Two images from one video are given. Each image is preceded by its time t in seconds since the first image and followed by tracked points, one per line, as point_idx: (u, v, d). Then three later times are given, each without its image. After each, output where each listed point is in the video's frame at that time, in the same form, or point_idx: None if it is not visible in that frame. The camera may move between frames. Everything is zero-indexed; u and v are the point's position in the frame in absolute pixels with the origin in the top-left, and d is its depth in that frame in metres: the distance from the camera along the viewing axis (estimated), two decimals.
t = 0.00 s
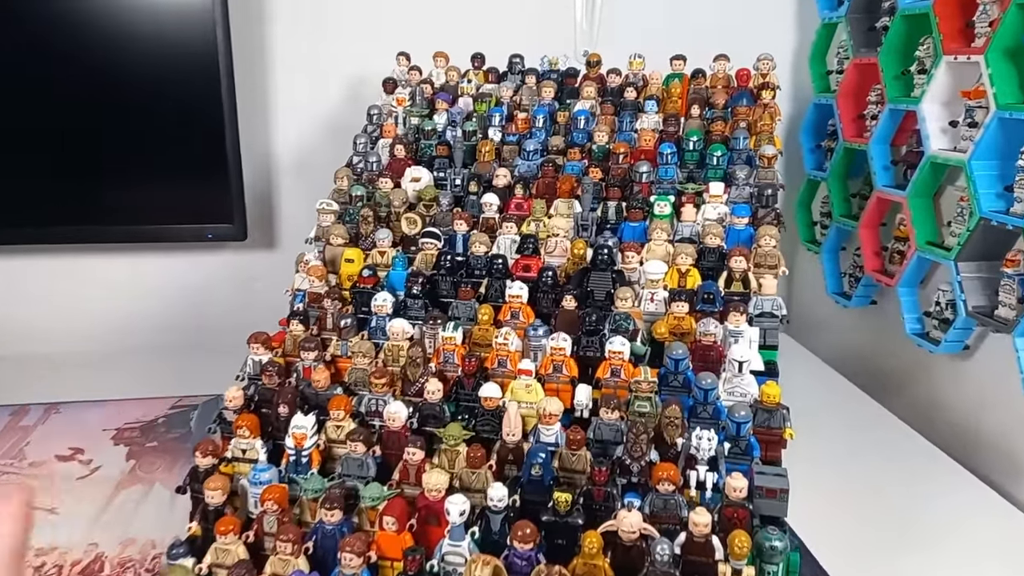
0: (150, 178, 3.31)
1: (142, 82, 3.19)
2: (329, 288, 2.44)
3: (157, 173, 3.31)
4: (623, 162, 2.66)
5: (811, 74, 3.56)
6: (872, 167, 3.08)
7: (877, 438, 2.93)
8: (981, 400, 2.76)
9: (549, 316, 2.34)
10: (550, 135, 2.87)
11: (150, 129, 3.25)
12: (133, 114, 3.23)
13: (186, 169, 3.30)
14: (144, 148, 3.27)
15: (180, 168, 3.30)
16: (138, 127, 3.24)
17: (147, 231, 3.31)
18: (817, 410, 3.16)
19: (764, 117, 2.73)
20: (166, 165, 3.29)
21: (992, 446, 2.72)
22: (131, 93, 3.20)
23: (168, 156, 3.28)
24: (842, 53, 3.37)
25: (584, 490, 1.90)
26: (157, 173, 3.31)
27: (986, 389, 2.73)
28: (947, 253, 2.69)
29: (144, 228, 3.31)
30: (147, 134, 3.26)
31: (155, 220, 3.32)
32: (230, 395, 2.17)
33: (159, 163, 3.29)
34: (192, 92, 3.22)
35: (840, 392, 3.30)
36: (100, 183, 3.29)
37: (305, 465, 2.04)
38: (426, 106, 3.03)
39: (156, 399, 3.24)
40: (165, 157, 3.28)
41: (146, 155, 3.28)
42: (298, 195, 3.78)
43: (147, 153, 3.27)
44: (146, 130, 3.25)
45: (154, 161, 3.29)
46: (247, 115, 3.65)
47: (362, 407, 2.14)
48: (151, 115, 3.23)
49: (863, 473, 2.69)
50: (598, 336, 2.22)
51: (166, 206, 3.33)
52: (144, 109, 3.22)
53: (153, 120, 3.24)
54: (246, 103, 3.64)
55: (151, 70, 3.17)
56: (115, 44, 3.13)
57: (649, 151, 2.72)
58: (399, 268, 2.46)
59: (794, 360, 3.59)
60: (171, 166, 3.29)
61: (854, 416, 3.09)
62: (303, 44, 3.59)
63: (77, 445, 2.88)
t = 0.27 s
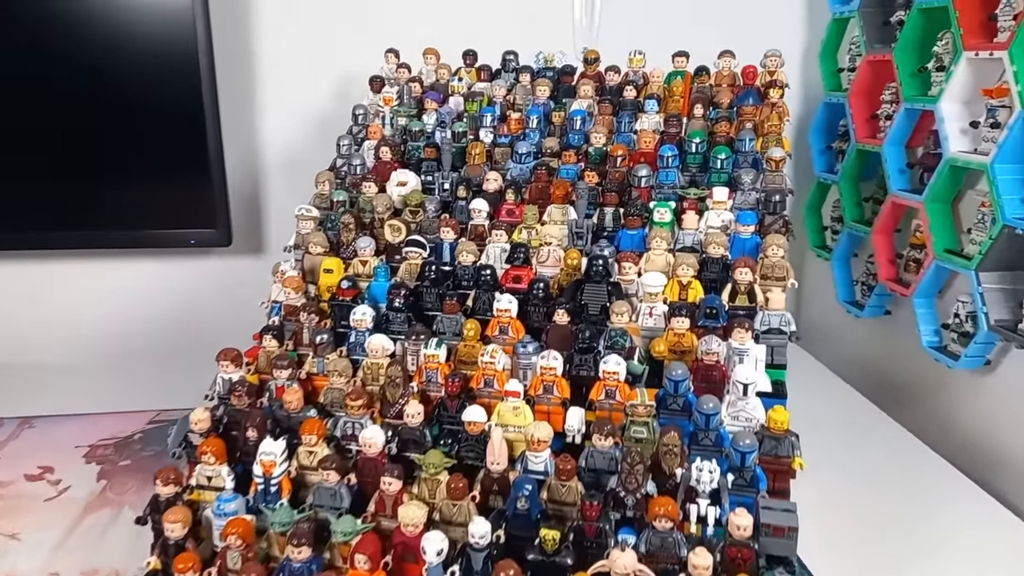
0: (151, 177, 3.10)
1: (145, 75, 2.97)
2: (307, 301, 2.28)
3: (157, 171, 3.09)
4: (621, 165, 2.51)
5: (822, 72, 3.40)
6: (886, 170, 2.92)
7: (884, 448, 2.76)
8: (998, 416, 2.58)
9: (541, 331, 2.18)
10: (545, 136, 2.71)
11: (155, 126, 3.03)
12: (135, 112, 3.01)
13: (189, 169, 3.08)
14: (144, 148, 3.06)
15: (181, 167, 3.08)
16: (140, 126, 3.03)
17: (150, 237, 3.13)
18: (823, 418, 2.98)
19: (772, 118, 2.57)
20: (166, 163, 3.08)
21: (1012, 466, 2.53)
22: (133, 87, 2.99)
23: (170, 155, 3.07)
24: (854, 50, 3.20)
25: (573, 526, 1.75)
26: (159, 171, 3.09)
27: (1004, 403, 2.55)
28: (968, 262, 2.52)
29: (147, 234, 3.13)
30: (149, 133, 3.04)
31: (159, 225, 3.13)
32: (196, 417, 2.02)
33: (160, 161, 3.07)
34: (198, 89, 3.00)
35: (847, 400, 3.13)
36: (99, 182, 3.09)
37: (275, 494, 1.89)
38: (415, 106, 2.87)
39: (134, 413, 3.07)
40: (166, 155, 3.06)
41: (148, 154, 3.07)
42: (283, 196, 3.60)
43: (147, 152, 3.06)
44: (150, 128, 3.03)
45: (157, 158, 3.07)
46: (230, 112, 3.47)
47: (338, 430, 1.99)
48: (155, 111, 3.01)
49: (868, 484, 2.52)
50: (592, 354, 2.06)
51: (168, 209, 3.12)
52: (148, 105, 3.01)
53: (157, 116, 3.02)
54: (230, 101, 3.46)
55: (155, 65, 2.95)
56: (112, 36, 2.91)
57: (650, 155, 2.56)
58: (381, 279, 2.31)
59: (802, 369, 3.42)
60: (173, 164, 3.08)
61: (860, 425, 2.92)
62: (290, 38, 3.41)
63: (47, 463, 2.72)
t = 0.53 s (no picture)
0: (151, 178, 2.72)
1: (156, 65, 2.58)
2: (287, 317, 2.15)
3: (157, 173, 2.72)
4: (622, 174, 2.37)
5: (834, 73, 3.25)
6: (903, 177, 2.77)
7: (896, 455, 2.60)
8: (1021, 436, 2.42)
9: (535, 351, 2.05)
10: (542, 142, 2.58)
11: (159, 123, 2.65)
12: (136, 109, 2.64)
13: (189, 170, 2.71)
14: (144, 148, 2.68)
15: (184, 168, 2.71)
16: (140, 125, 2.66)
17: (148, 245, 2.76)
18: (835, 420, 2.82)
19: (783, 122, 2.43)
20: (169, 164, 2.71)
21: None
22: (137, 79, 2.59)
23: (173, 154, 2.69)
24: (869, 50, 3.06)
25: (567, 565, 1.63)
26: (162, 172, 2.71)
27: None
28: (990, 275, 2.37)
29: (144, 241, 2.76)
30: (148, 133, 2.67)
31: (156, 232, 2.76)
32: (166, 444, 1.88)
33: (161, 162, 2.70)
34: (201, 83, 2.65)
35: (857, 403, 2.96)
36: (91, 183, 2.71)
37: (248, 528, 1.77)
38: (406, 109, 2.74)
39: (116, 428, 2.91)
40: (169, 154, 2.69)
41: (145, 154, 2.69)
42: (273, 203, 3.44)
43: (148, 152, 2.69)
44: (152, 126, 2.66)
45: (152, 159, 2.69)
46: (218, 114, 3.31)
47: (316, 458, 1.87)
48: (159, 105, 2.63)
49: (878, 497, 2.32)
50: (589, 377, 1.92)
51: (169, 215, 2.76)
52: (151, 99, 2.62)
53: (161, 111, 2.64)
54: (217, 102, 3.29)
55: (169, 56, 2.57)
56: (117, 21, 2.52)
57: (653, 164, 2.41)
58: (366, 294, 2.18)
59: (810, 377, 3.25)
60: (178, 165, 2.71)
61: (871, 432, 2.76)
62: (281, 37, 3.27)
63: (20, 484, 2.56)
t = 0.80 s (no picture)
0: (141, 184, 2.64)
1: (148, 68, 2.50)
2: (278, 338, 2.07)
3: (148, 179, 2.64)
4: (625, 189, 2.28)
5: (846, 82, 3.16)
6: (917, 190, 2.68)
7: (906, 477, 2.51)
8: None
9: (535, 375, 1.98)
10: (544, 154, 2.49)
11: (151, 128, 2.58)
12: (123, 119, 2.57)
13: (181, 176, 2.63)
14: (130, 159, 2.61)
15: (176, 174, 2.63)
16: (128, 134, 2.58)
17: (140, 254, 2.69)
18: (844, 442, 2.73)
19: (792, 135, 2.34)
20: (161, 170, 2.63)
21: None
22: (128, 82, 2.52)
23: (165, 160, 2.61)
24: (883, 58, 2.97)
25: None
26: (152, 179, 2.64)
27: None
28: (1009, 294, 2.27)
29: (136, 251, 2.69)
30: (136, 142, 2.59)
31: (145, 244, 2.69)
32: (148, 473, 1.80)
33: (152, 168, 2.62)
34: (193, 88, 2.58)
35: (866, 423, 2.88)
36: (82, 190, 2.63)
37: (231, 563, 1.68)
38: (404, 120, 2.66)
39: (105, 447, 2.84)
40: (161, 160, 2.61)
41: (135, 160, 2.61)
42: (266, 212, 3.37)
43: (132, 164, 2.62)
44: (143, 130, 2.58)
45: (141, 166, 2.62)
46: (213, 122, 3.24)
47: (304, 488, 1.79)
48: (151, 109, 2.56)
49: (895, 530, 2.21)
50: (591, 405, 1.83)
51: (161, 223, 2.68)
52: (143, 103, 2.55)
53: (153, 115, 2.56)
54: (212, 109, 3.22)
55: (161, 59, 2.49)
56: (110, 23, 2.44)
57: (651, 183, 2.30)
58: (359, 314, 2.10)
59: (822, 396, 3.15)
60: (171, 171, 2.63)
61: (880, 452, 2.67)
62: (277, 43, 3.19)
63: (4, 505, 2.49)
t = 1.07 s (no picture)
0: (133, 189, 2.55)
1: (141, 70, 2.42)
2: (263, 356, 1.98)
3: (140, 184, 2.54)
4: (627, 201, 2.19)
5: (856, 89, 3.08)
6: (932, 201, 2.58)
7: (921, 497, 2.40)
8: None
9: (531, 397, 1.89)
10: (543, 164, 2.41)
11: (140, 135, 2.49)
12: (114, 124, 2.49)
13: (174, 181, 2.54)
14: (120, 166, 2.53)
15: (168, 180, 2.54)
16: (119, 141, 2.50)
17: (132, 263, 2.60)
18: (856, 459, 2.62)
19: (801, 145, 2.25)
20: (153, 175, 2.53)
21: None
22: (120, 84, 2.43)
23: (158, 164, 2.52)
24: (895, 64, 2.89)
25: None
26: (144, 184, 2.54)
27: None
28: None
29: (129, 260, 2.60)
30: (127, 149, 2.51)
31: (136, 254, 2.60)
32: (125, 500, 1.72)
33: (144, 172, 2.53)
34: (187, 91, 2.49)
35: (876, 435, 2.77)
36: (72, 195, 2.55)
37: None
38: (400, 128, 2.59)
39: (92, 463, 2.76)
40: (154, 164, 2.52)
41: (124, 168, 2.53)
42: (260, 220, 3.28)
43: (122, 172, 2.53)
44: (133, 137, 2.49)
45: (133, 168, 2.52)
46: (207, 127, 3.16)
47: (287, 517, 1.71)
48: (145, 112, 2.47)
49: (915, 558, 2.08)
50: (589, 429, 1.75)
51: (153, 230, 2.59)
52: (136, 106, 2.46)
53: (147, 118, 2.48)
54: (206, 114, 3.14)
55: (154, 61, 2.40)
56: (104, 23, 2.36)
57: (661, 192, 2.24)
58: (349, 331, 2.01)
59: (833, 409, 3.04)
60: (163, 176, 2.54)
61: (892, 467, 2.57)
62: (274, 47, 3.11)
63: None
